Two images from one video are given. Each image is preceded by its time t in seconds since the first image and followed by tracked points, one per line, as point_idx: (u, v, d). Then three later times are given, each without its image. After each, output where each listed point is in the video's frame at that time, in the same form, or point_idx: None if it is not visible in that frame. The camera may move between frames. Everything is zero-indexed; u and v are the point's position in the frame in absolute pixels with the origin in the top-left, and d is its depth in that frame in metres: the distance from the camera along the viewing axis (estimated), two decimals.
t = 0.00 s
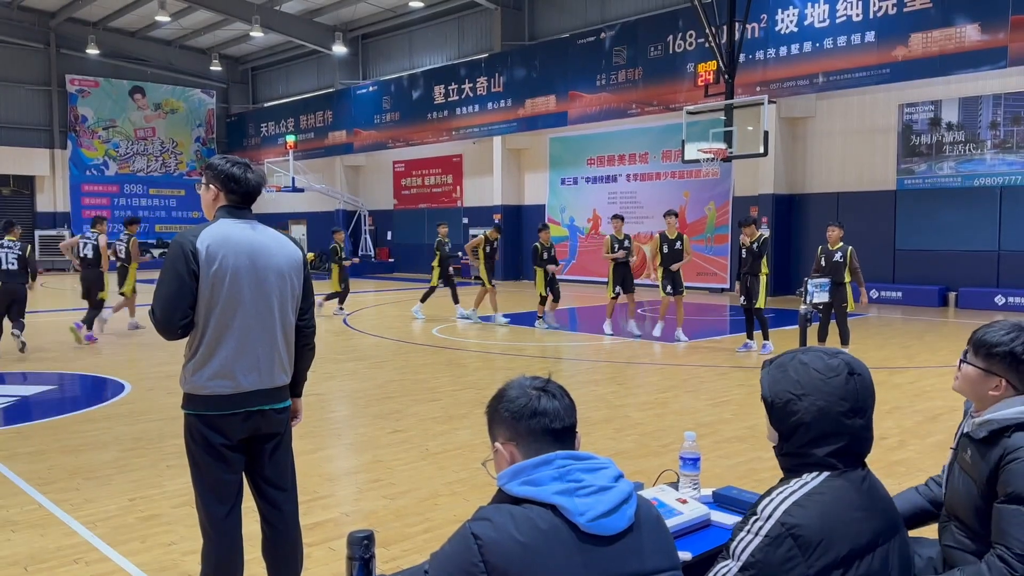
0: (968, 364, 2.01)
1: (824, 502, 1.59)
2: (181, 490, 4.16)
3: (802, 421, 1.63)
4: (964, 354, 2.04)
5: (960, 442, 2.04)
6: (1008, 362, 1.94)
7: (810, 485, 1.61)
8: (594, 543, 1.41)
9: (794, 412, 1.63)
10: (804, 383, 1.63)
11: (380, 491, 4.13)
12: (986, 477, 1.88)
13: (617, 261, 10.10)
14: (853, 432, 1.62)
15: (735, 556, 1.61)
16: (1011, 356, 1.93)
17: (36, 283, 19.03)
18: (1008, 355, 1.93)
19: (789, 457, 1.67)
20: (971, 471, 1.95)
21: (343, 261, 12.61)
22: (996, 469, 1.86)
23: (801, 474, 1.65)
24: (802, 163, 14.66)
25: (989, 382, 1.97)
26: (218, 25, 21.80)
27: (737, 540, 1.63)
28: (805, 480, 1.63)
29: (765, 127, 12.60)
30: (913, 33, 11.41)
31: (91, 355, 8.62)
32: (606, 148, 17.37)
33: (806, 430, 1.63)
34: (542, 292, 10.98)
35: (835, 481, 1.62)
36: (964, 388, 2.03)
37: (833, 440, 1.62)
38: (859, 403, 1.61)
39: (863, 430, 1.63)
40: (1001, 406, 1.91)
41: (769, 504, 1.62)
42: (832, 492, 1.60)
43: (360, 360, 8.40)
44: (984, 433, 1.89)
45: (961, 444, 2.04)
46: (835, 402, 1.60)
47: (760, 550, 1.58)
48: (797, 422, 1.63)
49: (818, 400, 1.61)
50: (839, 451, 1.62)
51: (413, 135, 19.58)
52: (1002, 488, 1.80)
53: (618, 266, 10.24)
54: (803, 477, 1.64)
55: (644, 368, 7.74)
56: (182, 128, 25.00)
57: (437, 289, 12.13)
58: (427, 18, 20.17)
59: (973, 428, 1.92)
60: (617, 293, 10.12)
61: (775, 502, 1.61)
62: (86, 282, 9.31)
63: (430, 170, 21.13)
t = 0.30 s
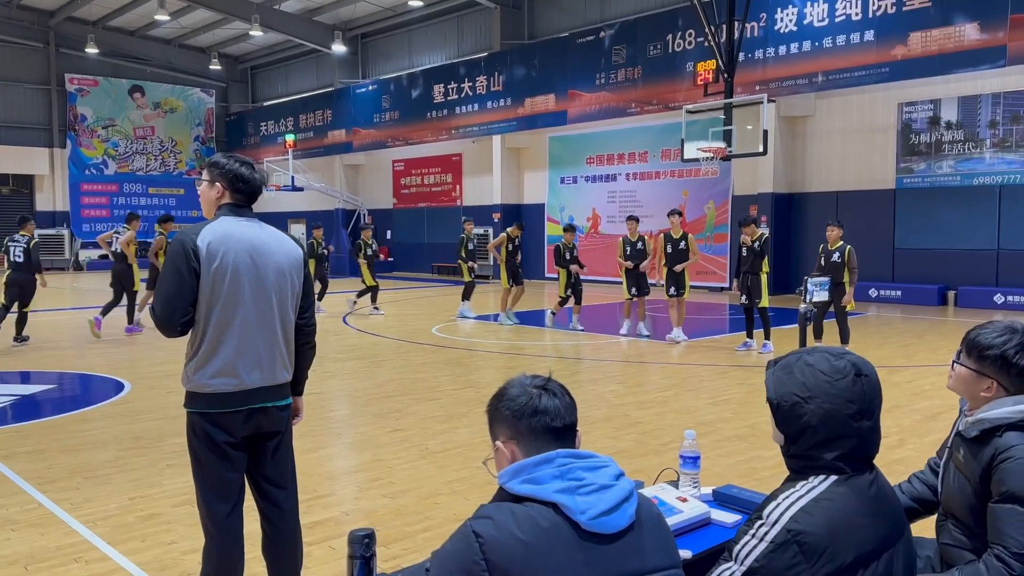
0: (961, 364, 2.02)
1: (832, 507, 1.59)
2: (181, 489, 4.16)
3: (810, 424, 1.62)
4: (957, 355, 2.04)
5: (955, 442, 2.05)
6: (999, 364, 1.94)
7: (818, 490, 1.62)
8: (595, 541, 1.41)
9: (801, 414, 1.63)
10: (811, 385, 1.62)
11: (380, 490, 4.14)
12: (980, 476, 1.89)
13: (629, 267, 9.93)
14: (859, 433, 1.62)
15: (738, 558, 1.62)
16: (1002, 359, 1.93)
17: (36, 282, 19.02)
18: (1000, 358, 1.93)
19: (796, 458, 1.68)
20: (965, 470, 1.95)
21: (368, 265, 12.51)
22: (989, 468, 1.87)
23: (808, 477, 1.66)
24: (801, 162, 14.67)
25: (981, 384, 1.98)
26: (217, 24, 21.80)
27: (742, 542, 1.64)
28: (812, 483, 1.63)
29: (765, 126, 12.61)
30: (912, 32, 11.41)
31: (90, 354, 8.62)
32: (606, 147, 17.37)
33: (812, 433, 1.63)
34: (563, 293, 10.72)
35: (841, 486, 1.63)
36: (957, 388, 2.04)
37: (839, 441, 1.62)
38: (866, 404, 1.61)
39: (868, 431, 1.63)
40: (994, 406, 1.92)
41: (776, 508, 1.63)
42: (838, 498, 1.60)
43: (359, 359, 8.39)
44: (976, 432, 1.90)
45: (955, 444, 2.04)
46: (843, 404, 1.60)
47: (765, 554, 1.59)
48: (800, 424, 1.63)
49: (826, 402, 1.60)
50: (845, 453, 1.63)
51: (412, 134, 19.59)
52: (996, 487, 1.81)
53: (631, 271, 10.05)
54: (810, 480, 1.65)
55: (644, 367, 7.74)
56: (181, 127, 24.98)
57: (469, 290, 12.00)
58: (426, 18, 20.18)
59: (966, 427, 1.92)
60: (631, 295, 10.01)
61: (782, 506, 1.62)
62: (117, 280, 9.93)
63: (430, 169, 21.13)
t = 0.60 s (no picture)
0: (958, 363, 2.02)
1: (843, 509, 1.60)
2: (180, 488, 4.16)
3: (822, 427, 1.62)
4: (954, 355, 2.04)
5: (951, 442, 2.05)
6: (995, 366, 1.94)
7: (829, 492, 1.62)
8: (594, 540, 1.41)
9: (812, 418, 1.63)
10: (822, 389, 1.62)
11: (379, 489, 4.14)
12: (975, 477, 1.89)
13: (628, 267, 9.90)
14: (869, 435, 1.62)
15: (747, 556, 1.63)
16: (997, 360, 1.93)
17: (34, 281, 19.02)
18: (995, 359, 1.94)
19: (805, 460, 1.67)
20: (960, 471, 1.96)
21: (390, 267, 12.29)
22: (985, 470, 1.87)
23: (818, 479, 1.66)
24: (799, 162, 14.68)
25: (976, 385, 1.98)
26: (216, 23, 21.77)
27: (752, 540, 1.64)
28: (823, 486, 1.63)
29: (764, 126, 12.61)
30: (911, 32, 11.42)
31: (88, 353, 8.61)
32: (604, 147, 17.38)
33: (824, 437, 1.63)
34: (584, 292, 10.51)
35: (850, 487, 1.63)
36: (953, 387, 2.04)
37: (850, 444, 1.62)
38: (877, 407, 1.62)
39: (877, 434, 1.63)
40: (989, 406, 1.92)
41: (788, 509, 1.63)
42: (848, 498, 1.61)
43: (358, 358, 8.38)
44: (972, 433, 1.90)
45: (952, 445, 2.04)
46: (855, 409, 1.60)
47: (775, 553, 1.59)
48: (809, 426, 1.63)
49: (838, 407, 1.60)
50: (854, 455, 1.63)
51: (411, 133, 19.58)
52: (991, 488, 1.81)
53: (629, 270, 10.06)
54: (820, 482, 1.65)
55: (642, 366, 7.74)
56: (179, 126, 24.96)
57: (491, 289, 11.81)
58: (424, 17, 20.18)
59: (962, 428, 1.93)
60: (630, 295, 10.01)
61: (794, 508, 1.62)
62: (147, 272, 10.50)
63: (428, 168, 21.13)
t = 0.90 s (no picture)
0: (956, 364, 2.02)
1: (844, 508, 1.60)
2: (178, 486, 4.16)
3: (821, 427, 1.62)
4: (953, 355, 2.04)
5: (949, 441, 2.04)
6: (994, 366, 1.94)
7: (829, 491, 1.62)
8: (593, 539, 1.41)
9: (812, 418, 1.63)
10: (823, 388, 1.62)
11: (377, 488, 4.13)
12: (973, 477, 1.89)
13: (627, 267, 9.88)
14: (869, 434, 1.63)
15: (750, 556, 1.63)
16: (996, 360, 1.93)
17: (32, 279, 19.00)
18: (993, 360, 1.94)
19: (803, 460, 1.67)
20: (959, 471, 1.96)
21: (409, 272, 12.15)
22: (983, 471, 1.87)
23: (817, 478, 1.66)
24: (798, 162, 14.69)
25: (974, 385, 1.98)
26: (215, 21, 21.73)
27: (755, 540, 1.64)
28: (823, 485, 1.63)
29: (763, 125, 12.60)
30: (910, 32, 11.43)
31: (87, 351, 8.61)
32: (603, 146, 17.39)
33: (823, 436, 1.63)
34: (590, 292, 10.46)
35: (850, 486, 1.63)
36: (951, 387, 2.04)
37: (852, 443, 1.62)
38: (876, 407, 1.62)
39: (875, 434, 1.63)
40: (987, 406, 1.92)
41: (790, 508, 1.62)
42: (848, 497, 1.61)
43: (357, 356, 8.38)
44: (970, 434, 1.90)
45: (951, 445, 2.04)
46: (855, 408, 1.61)
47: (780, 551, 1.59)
48: (810, 426, 1.63)
49: (839, 406, 1.60)
50: (853, 456, 1.63)
51: (409, 132, 19.58)
52: (989, 488, 1.80)
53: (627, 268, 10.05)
54: (819, 481, 1.65)
55: (640, 366, 7.74)
56: (178, 124, 24.96)
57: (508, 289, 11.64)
58: (423, 16, 20.16)
59: (960, 429, 1.93)
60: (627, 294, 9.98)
61: (795, 507, 1.62)
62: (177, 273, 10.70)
63: (427, 168, 21.12)
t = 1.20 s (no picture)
0: (952, 364, 2.02)
1: (835, 498, 1.60)
2: (175, 486, 4.16)
3: (813, 422, 1.63)
4: (950, 355, 2.04)
5: (947, 442, 2.05)
6: (993, 365, 1.94)
7: (821, 484, 1.62)
8: (592, 540, 1.41)
9: (804, 413, 1.64)
10: (814, 384, 1.62)
11: (375, 488, 4.13)
12: (973, 478, 1.89)
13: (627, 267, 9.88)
14: (859, 428, 1.63)
15: (746, 549, 1.62)
16: (995, 359, 1.94)
17: (30, 279, 18.99)
18: (993, 358, 1.94)
19: (796, 456, 1.68)
20: (956, 472, 1.96)
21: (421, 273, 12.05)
22: (981, 471, 1.87)
23: (810, 473, 1.66)
24: (796, 163, 14.71)
25: (973, 385, 1.98)
26: (214, 20, 21.72)
27: (750, 532, 1.64)
28: (815, 479, 1.64)
29: (761, 126, 12.61)
30: (908, 33, 11.44)
31: (85, 351, 8.60)
32: (601, 146, 17.41)
33: (814, 431, 1.64)
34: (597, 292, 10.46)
35: (842, 477, 1.63)
36: (950, 387, 2.04)
37: (842, 437, 1.63)
38: (866, 401, 1.63)
39: (864, 429, 1.64)
40: (986, 407, 1.92)
41: (784, 500, 1.62)
42: (840, 488, 1.61)
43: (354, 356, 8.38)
44: (969, 435, 1.90)
45: (947, 445, 2.05)
46: (845, 402, 1.61)
47: (774, 543, 1.59)
48: (801, 421, 1.64)
49: (829, 401, 1.61)
50: (841, 449, 1.63)
51: (408, 132, 19.58)
52: (988, 489, 1.81)
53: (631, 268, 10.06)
54: (812, 475, 1.65)
55: (638, 366, 7.74)
56: (176, 123, 24.96)
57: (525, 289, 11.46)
58: (422, 16, 20.16)
59: (958, 430, 1.93)
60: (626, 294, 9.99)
61: (789, 499, 1.61)
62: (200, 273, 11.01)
63: (425, 167, 21.13)
